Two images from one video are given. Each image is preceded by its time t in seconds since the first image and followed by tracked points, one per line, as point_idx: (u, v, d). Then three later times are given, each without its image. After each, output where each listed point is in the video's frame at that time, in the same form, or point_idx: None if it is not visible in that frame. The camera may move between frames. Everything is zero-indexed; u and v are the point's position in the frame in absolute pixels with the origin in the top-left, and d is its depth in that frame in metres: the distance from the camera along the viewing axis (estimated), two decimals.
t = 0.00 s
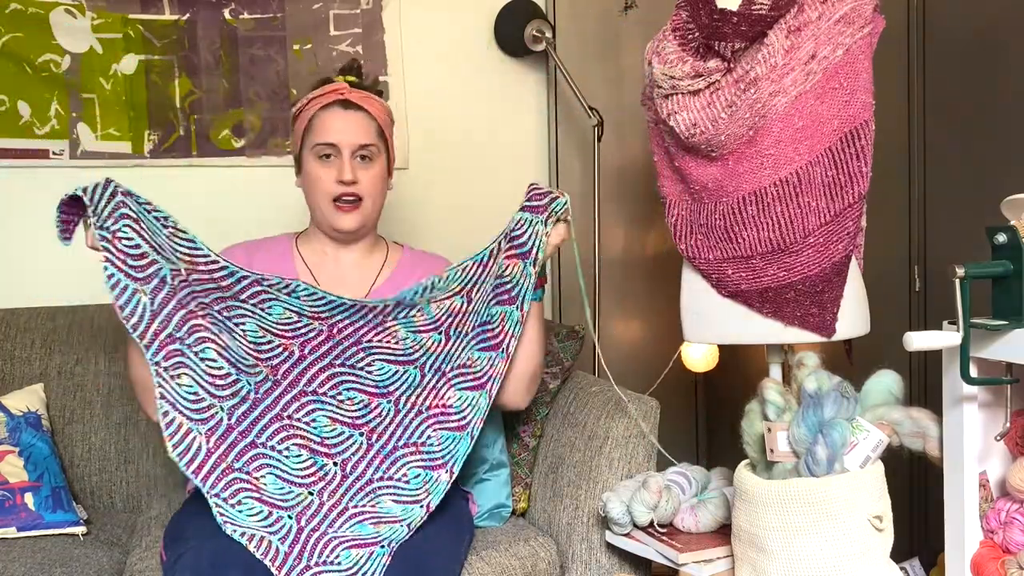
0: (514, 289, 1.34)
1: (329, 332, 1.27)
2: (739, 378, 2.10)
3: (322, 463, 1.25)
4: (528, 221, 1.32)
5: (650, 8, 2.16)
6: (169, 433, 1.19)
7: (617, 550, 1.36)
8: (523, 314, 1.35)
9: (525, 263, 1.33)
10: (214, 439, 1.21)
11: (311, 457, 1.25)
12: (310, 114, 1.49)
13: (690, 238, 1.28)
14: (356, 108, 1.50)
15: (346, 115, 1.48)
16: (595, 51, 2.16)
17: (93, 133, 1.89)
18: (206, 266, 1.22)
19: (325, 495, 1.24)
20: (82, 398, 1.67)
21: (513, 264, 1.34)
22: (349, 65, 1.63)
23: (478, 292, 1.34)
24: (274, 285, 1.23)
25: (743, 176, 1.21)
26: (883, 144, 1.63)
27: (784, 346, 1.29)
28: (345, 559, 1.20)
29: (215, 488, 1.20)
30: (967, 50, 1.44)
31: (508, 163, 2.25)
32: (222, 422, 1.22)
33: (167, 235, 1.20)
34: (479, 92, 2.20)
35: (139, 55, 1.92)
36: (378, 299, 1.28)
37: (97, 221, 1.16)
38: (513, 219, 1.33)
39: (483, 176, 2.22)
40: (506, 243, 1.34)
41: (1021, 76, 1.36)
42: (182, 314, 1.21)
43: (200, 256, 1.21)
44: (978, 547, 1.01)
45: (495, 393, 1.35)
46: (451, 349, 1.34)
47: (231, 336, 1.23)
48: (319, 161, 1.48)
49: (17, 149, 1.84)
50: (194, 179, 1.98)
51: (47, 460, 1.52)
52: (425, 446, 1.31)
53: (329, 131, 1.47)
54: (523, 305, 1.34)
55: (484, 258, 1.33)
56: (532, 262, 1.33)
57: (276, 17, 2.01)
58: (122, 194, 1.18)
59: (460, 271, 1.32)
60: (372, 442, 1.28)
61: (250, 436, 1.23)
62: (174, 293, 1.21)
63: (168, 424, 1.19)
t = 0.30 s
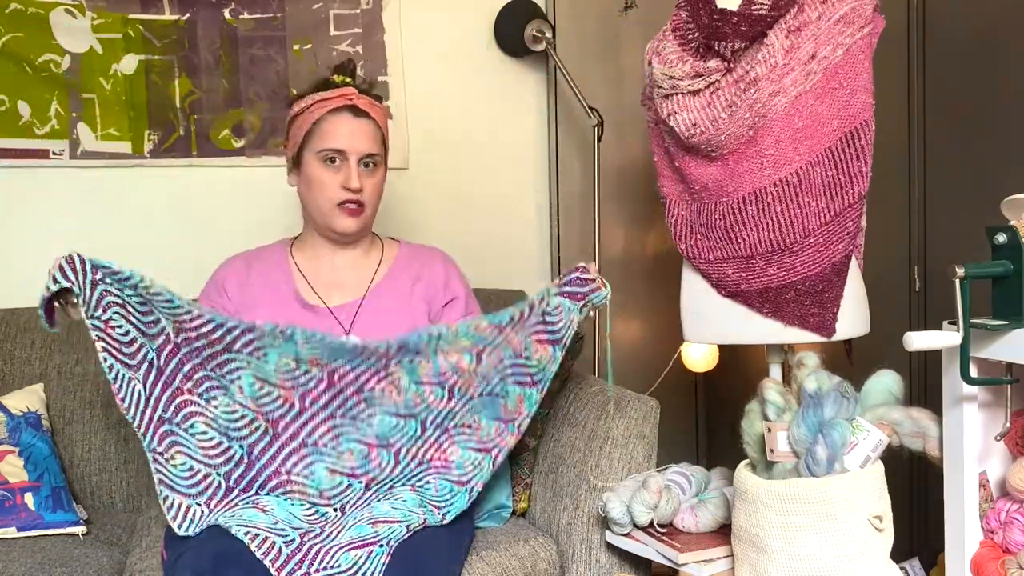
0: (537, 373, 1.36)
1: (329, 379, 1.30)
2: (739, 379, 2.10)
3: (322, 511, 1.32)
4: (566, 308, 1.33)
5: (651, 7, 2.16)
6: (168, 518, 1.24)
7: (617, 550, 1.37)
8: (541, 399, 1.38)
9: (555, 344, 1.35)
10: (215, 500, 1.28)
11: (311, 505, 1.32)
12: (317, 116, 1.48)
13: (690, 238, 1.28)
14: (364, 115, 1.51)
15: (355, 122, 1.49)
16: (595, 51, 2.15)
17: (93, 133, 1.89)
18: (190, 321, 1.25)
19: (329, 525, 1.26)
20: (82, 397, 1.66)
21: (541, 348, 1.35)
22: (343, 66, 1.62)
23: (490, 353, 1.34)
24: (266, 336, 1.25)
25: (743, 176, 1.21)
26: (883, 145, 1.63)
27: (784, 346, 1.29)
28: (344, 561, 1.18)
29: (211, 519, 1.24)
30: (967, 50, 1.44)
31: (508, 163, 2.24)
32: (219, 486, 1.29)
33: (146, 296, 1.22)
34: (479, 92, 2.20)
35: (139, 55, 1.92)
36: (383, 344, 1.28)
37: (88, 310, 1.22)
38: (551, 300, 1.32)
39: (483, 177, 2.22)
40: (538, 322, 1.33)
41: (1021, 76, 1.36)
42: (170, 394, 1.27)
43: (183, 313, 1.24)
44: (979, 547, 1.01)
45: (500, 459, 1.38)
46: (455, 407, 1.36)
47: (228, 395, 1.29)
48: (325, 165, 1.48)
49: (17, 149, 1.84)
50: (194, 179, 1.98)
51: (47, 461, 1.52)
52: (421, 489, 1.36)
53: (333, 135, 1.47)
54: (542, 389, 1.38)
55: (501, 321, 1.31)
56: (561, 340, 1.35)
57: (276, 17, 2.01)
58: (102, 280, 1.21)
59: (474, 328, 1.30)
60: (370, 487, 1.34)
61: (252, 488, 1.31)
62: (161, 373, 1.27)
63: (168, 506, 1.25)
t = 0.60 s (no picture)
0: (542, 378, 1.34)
1: (310, 389, 1.25)
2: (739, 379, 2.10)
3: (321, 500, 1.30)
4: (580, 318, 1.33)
5: (651, 7, 2.16)
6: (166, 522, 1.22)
7: (617, 550, 1.37)
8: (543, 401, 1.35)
9: (564, 346, 1.34)
10: (211, 499, 1.26)
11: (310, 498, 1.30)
12: (313, 115, 1.48)
13: (690, 238, 1.28)
14: (360, 112, 1.50)
15: (351, 119, 1.49)
16: (595, 51, 2.15)
17: (93, 133, 1.89)
18: (162, 327, 1.21)
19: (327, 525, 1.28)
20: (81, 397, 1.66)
21: (551, 355, 1.33)
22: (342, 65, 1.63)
23: (488, 359, 1.31)
24: (245, 334, 1.24)
25: (743, 176, 1.21)
26: (883, 145, 1.63)
27: (784, 346, 1.29)
28: (345, 562, 1.19)
29: (214, 518, 1.23)
30: (967, 50, 1.44)
31: (508, 163, 2.24)
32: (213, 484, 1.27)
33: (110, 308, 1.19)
34: (478, 93, 2.20)
35: (139, 55, 1.92)
36: (364, 346, 1.28)
37: (36, 330, 1.18)
38: (566, 312, 1.32)
39: (483, 177, 2.22)
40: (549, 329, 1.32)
41: (1021, 76, 1.36)
42: (147, 405, 1.23)
43: (154, 319, 1.20)
44: (979, 547, 1.01)
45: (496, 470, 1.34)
46: (451, 419, 1.29)
47: (208, 404, 1.24)
48: (321, 164, 1.48)
49: (17, 149, 1.84)
50: (194, 179, 1.98)
51: (47, 461, 1.52)
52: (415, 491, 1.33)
53: (330, 133, 1.47)
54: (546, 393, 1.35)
55: (498, 323, 1.32)
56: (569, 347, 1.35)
57: (276, 17, 2.01)
58: (57, 296, 1.17)
59: (467, 330, 1.32)
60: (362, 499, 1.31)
61: (246, 484, 1.28)
62: (132, 386, 1.23)
63: (162, 510, 1.23)
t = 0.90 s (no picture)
0: (527, 427, 1.34)
1: (297, 436, 1.26)
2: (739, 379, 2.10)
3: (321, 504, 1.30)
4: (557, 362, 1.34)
5: (651, 7, 2.13)
6: (162, 524, 1.23)
7: (617, 550, 1.37)
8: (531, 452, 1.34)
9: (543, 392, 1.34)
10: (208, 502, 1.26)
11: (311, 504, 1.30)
12: (310, 115, 1.48)
13: (690, 238, 1.28)
14: (358, 112, 1.50)
15: (348, 119, 1.48)
16: (596, 51, 2.15)
17: (93, 133, 1.89)
18: (157, 355, 1.25)
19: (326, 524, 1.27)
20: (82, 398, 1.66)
21: (533, 404, 1.33)
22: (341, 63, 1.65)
23: (470, 407, 1.32)
24: (236, 376, 1.26)
25: (743, 176, 1.21)
26: (883, 145, 1.63)
27: (784, 346, 1.29)
28: (344, 561, 1.19)
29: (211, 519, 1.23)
30: (967, 50, 1.44)
31: (508, 163, 2.24)
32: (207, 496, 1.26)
33: (113, 326, 1.24)
34: (478, 93, 2.20)
35: (139, 55, 1.92)
36: (350, 397, 1.29)
37: (33, 337, 1.21)
38: (544, 357, 1.33)
39: (482, 177, 2.22)
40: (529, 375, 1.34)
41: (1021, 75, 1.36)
42: (126, 434, 1.22)
43: (150, 346, 1.25)
44: (979, 547, 1.01)
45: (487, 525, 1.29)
46: (436, 467, 1.30)
47: (188, 440, 1.23)
48: (318, 164, 1.48)
49: (17, 149, 1.84)
50: (194, 179, 1.98)
51: (47, 460, 1.53)
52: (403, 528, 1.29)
53: (327, 133, 1.47)
54: (533, 443, 1.35)
55: (479, 368, 1.33)
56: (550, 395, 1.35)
57: (276, 17, 2.01)
58: (61, 306, 1.21)
59: (450, 378, 1.33)
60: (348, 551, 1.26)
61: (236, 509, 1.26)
62: (115, 411, 1.22)
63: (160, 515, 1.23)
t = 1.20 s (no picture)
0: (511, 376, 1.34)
1: (302, 415, 1.30)
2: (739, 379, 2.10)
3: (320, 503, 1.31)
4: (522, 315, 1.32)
5: (651, 7, 2.14)
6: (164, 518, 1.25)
7: (617, 550, 1.37)
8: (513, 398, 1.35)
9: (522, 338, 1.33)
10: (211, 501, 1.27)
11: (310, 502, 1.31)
12: (308, 122, 1.47)
13: (690, 238, 1.28)
14: (355, 113, 1.50)
15: (347, 121, 1.48)
16: (596, 52, 2.15)
17: (93, 133, 1.89)
18: (168, 331, 1.26)
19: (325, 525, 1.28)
20: (82, 398, 1.67)
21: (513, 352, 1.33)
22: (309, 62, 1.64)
23: (456, 361, 1.33)
24: (242, 357, 1.26)
25: (743, 176, 1.21)
26: (883, 145, 1.63)
27: (784, 346, 1.29)
28: (344, 561, 1.19)
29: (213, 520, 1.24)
30: (967, 51, 1.44)
31: (508, 163, 2.24)
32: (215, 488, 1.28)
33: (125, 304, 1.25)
34: (478, 94, 2.20)
35: (139, 54, 1.92)
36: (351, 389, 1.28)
37: (59, 317, 1.26)
38: (517, 310, 1.32)
39: (482, 177, 2.22)
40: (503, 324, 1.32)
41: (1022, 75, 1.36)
42: (159, 399, 1.28)
43: (161, 322, 1.26)
44: (979, 547, 1.01)
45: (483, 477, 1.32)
46: (429, 427, 1.31)
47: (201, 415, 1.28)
48: (326, 170, 1.47)
49: (17, 149, 1.84)
50: (194, 179, 1.98)
51: (48, 460, 1.53)
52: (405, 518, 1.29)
53: (329, 138, 1.46)
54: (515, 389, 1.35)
55: (461, 325, 1.31)
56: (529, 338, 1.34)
57: (276, 17, 2.01)
58: (81, 289, 1.25)
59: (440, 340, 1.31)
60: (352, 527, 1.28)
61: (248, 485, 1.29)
62: (146, 378, 1.28)
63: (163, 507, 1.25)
